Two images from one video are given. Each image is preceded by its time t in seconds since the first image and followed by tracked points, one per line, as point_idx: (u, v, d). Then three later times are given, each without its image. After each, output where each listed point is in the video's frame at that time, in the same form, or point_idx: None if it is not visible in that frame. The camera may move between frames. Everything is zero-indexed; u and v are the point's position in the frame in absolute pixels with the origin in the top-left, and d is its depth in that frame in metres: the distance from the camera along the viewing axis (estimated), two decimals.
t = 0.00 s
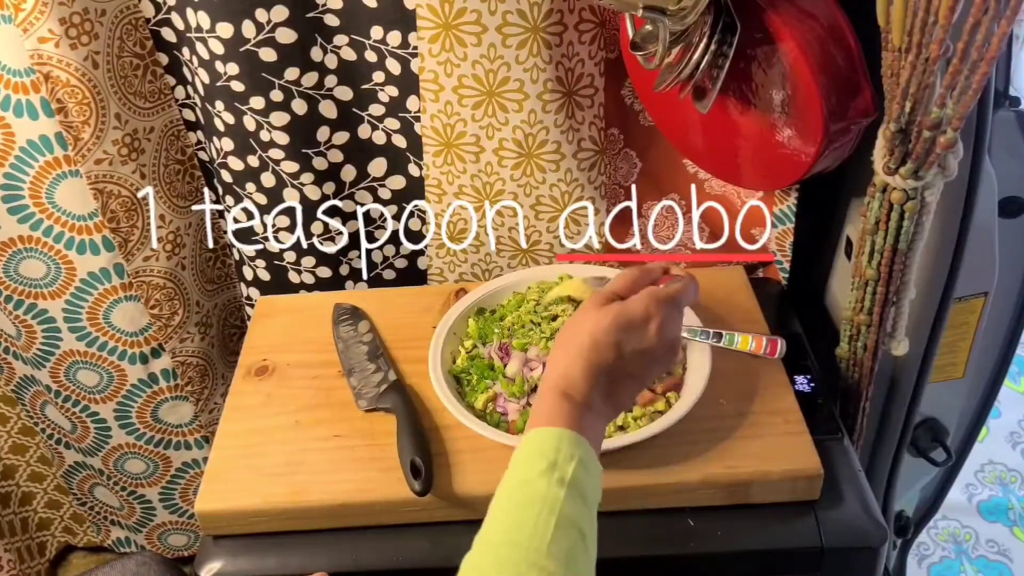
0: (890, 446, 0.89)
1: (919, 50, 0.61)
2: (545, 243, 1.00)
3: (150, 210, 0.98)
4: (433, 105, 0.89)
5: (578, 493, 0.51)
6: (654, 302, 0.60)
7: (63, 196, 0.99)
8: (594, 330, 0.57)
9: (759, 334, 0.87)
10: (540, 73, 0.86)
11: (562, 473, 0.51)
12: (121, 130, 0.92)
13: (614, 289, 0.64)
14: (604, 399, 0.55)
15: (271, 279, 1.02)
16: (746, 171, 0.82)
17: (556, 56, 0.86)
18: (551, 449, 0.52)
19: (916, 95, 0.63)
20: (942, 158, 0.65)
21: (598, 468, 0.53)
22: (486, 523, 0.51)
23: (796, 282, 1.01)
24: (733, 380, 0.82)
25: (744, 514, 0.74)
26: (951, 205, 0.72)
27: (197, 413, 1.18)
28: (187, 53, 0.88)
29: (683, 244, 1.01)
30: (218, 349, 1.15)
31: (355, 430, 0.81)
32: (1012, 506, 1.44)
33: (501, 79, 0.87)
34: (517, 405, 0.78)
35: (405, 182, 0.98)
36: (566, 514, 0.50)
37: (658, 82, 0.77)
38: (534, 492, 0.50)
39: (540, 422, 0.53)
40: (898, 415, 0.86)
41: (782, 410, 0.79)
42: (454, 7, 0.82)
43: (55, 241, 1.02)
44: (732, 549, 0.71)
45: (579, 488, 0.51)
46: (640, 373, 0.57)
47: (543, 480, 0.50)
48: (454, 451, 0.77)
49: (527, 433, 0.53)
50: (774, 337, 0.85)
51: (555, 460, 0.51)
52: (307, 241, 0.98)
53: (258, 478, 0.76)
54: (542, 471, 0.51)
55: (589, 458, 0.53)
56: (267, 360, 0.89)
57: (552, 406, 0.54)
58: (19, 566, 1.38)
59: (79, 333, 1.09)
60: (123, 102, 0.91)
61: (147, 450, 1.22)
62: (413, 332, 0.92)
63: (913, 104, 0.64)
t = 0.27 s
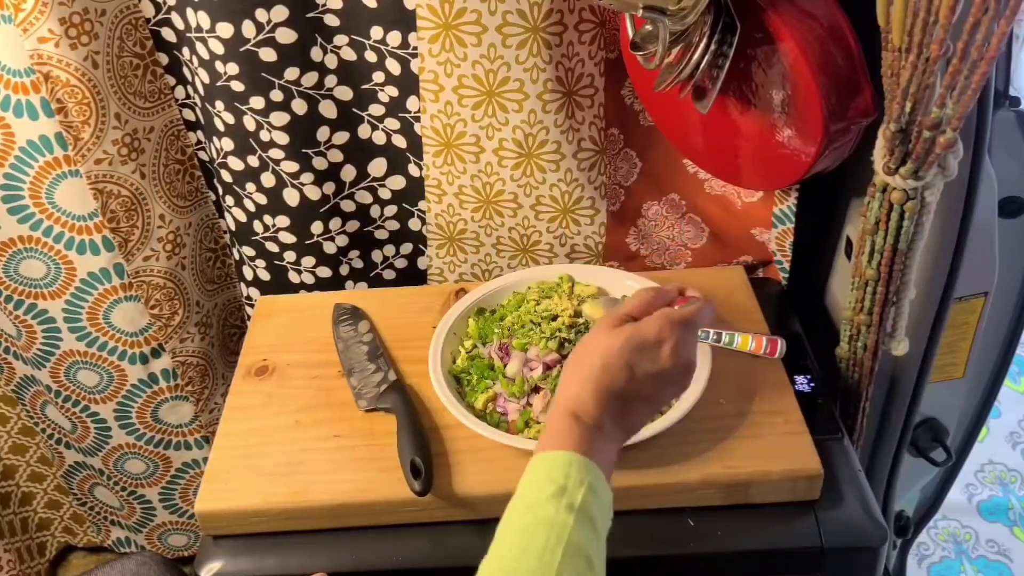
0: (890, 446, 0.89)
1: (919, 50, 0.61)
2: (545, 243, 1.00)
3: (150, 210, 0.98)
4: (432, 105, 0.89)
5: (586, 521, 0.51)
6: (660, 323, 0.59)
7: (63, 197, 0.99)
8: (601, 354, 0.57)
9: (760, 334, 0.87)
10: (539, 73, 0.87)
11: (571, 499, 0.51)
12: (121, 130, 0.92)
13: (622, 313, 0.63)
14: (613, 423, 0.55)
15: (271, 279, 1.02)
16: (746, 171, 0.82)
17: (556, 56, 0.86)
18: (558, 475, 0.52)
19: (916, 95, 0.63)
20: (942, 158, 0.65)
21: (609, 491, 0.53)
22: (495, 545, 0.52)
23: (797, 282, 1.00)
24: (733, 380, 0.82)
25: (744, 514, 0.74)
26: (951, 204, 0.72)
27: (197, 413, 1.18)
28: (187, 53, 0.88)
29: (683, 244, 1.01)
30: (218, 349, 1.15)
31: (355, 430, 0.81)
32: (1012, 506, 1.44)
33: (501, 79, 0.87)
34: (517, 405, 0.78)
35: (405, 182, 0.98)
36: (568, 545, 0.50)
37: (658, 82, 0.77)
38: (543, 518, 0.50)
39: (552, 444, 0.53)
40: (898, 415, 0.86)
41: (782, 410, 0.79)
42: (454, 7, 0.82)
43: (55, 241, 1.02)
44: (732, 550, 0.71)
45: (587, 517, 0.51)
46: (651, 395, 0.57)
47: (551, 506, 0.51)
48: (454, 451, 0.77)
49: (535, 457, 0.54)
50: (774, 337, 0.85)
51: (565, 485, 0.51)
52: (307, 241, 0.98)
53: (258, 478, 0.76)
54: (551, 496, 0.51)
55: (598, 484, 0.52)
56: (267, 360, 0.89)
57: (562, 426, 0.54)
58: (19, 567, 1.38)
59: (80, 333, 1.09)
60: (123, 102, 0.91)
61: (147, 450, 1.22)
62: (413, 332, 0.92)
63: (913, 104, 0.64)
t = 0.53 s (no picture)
0: (890, 446, 0.89)
1: (919, 50, 0.61)
2: (545, 243, 1.00)
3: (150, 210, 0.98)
4: (432, 105, 0.89)
5: (580, 553, 0.51)
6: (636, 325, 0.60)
7: (63, 196, 0.99)
8: (580, 363, 0.57)
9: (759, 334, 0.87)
10: (539, 73, 0.87)
11: (562, 531, 0.51)
12: (121, 130, 0.92)
13: (590, 313, 0.63)
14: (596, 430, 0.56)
15: (271, 279, 1.02)
16: (746, 172, 0.82)
17: (556, 55, 0.86)
18: (547, 504, 0.52)
19: (916, 95, 0.63)
20: (942, 158, 0.65)
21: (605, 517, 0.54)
22: None
23: (797, 282, 1.00)
24: (733, 380, 0.82)
25: (744, 514, 0.74)
26: (951, 205, 0.72)
27: (197, 413, 1.18)
28: (188, 54, 0.88)
29: (683, 244, 1.01)
30: (218, 349, 1.15)
31: (355, 430, 0.81)
32: (1011, 506, 1.44)
33: (501, 79, 0.87)
34: (517, 406, 0.78)
35: (405, 182, 0.98)
36: None
37: (658, 82, 0.77)
38: (534, 550, 0.51)
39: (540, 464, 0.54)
40: (898, 415, 0.86)
41: (782, 410, 0.79)
42: (454, 7, 0.82)
43: (55, 240, 1.02)
44: (732, 549, 0.71)
45: (580, 547, 0.52)
46: (629, 404, 0.57)
47: (542, 538, 0.51)
48: (453, 451, 0.77)
49: (524, 484, 0.54)
50: (774, 337, 0.83)
51: (557, 517, 0.52)
52: (307, 241, 0.98)
53: (258, 477, 0.76)
54: (542, 527, 0.52)
55: (592, 513, 0.53)
56: (267, 360, 0.89)
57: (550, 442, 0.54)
58: (19, 566, 1.38)
59: (80, 332, 1.09)
60: (123, 102, 0.91)
61: (147, 449, 1.22)
62: (413, 332, 0.92)
63: (913, 104, 0.64)
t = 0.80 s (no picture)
0: (890, 447, 0.89)
1: (919, 50, 0.61)
2: (545, 243, 1.00)
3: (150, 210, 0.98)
4: (432, 105, 0.89)
5: (561, 545, 0.53)
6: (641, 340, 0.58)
7: (64, 196, 0.99)
8: (590, 378, 0.55)
9: (759, 334, 0.87)
10: (540, 73, 0.87)
11: (546, 526, 0.53)
12: (121, 130, 0.92)
13: (604, 332, 0.59)
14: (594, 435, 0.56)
15: (271, 279, 1.02)
16: (746, 171, 0.82)
17: (556, 56, 0.86)
18: (529, 505, 0.53)
19: (916, 95, 0.63)
20: (942, 158, 0.65)
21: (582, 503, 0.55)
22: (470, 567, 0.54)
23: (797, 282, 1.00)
24: (733, 380, 0.82)
25: (744, 514, 0.74)
26: (951, 205, 0.72)
27: (197, 413, 1.18)
28: (188, 54, 0.88)
29: (683, 245, 1.01)
30: (218, 349, 1.15)
31: (355, 430, 0.81)
32: (1011, 506, 1.44)
33: (501, 79, 0.87)
34: (517, 406, 0.78)
35: (405, 182, 0.98)
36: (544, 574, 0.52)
37: (658, 83, 0.77)
38: (518, 548, 0.53)
39: (533, 451, 0.54)
40: (898, 415, 0.86)
41: (782, 410, 0.79)
42: (454, 7, 0.82)
43: (56, 240, 1.02)
44: (732, 549, 0.71)
45: (559, 543, 0.53)
46: (618, 435, 0.57)
47: (525, 532, 0.53)
48: (454, 451, 0.77)
49: (500, 488, 0.55)
50: (774, 337, 0.85)
51: (541, 512, 0.53)
52: (307, 241, 0.98)
53: (258, 477, 0.76)
54: (524, 523, 0.53)
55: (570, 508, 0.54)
56: (267, 360, 0.89)
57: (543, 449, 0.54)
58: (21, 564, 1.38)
59: (80, 331, 1.09)
60: (123, 102, 0.91)
61: (148, 448, 1.22)
62: (413, 333, 0.92)
63: (913, 104, 0.64)
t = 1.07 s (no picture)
0: (890, 447, 0.90)
1: (917, 51, 0.62)
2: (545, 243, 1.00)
3: (150, 210, 0.98)
4: (433, 104, 0.89)
5: (662, 383, 0.52)
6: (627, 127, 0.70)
7: (64, 194, 1.00)
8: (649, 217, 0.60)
9: (759, 335, 0.87)
10: (540, 73, 0.87)
11: (636, 313, 0.53)
12: (121, 130, 0.92)
13: (618, 225, 0.61)
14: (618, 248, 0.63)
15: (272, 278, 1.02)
16: (746, 171, 0.82)
17: (556, 56, 0.86)
18: (626, 296, 0.55)
19: (915, 95, 0.64)
20: (941, 158, 0.65)
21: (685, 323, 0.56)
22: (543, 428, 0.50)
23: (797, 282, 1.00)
24: (732, 380, 0.82)
25: (743, 514, 0.74)
26: (951, 206, 0.72)
27: (197, 412, 1.18)
28: (189, 54, 0.88)
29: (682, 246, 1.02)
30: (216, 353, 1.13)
31: (356, 429, 0.81)
32: (1011, 506, 1.44)
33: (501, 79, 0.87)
34: (517, 405, 0.79)
35: (405, 182, 0.97)
36: (639, 338, 0.52)
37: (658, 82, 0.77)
38: (609, 320, 0.53)
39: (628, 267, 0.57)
40: (898, 415, 0.86)
41: (782, 409, 0.79)
42: (454, 7, 0.82)
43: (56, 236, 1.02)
44: (731, 550, 0.72)
45: (658, 331, 0.53)
46: (666, 206, 0.62)
47: (621, 323, 0.53)
48: (453, 450, 0.77)
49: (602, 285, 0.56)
50: (774, 337, 0.85)
51: (631, 304, 0.54)
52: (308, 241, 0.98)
53: (258, 476, 0.76)
54: (618, 315, 0.53)
55: (675, 310, 0.56)
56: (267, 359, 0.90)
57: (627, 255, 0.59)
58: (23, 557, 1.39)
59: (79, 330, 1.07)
60: (122, 101, 0.91)
61: (148, 445, 1.23)
62: (413, 333, 0.92)
63: (911, 104, 0.64)
